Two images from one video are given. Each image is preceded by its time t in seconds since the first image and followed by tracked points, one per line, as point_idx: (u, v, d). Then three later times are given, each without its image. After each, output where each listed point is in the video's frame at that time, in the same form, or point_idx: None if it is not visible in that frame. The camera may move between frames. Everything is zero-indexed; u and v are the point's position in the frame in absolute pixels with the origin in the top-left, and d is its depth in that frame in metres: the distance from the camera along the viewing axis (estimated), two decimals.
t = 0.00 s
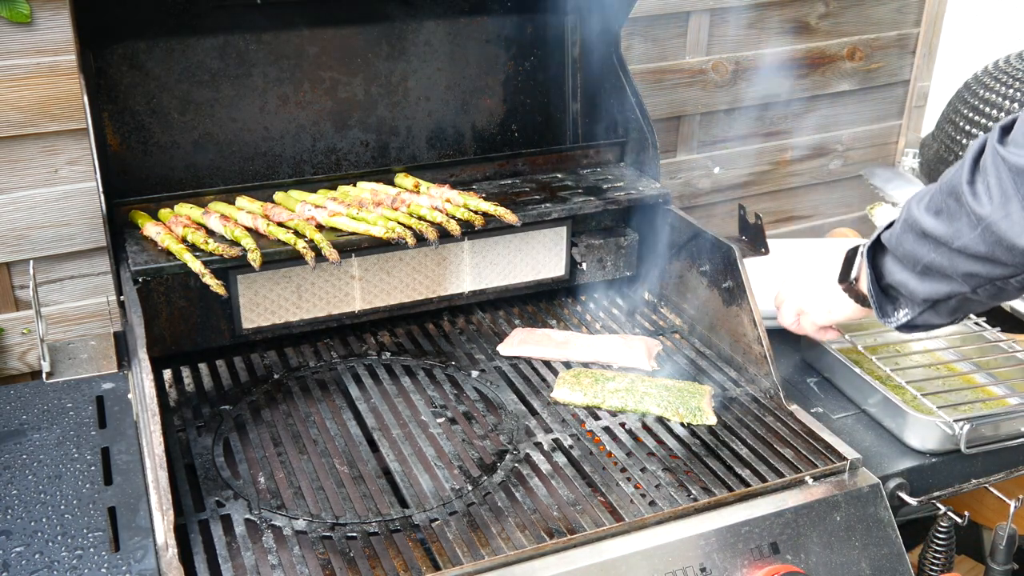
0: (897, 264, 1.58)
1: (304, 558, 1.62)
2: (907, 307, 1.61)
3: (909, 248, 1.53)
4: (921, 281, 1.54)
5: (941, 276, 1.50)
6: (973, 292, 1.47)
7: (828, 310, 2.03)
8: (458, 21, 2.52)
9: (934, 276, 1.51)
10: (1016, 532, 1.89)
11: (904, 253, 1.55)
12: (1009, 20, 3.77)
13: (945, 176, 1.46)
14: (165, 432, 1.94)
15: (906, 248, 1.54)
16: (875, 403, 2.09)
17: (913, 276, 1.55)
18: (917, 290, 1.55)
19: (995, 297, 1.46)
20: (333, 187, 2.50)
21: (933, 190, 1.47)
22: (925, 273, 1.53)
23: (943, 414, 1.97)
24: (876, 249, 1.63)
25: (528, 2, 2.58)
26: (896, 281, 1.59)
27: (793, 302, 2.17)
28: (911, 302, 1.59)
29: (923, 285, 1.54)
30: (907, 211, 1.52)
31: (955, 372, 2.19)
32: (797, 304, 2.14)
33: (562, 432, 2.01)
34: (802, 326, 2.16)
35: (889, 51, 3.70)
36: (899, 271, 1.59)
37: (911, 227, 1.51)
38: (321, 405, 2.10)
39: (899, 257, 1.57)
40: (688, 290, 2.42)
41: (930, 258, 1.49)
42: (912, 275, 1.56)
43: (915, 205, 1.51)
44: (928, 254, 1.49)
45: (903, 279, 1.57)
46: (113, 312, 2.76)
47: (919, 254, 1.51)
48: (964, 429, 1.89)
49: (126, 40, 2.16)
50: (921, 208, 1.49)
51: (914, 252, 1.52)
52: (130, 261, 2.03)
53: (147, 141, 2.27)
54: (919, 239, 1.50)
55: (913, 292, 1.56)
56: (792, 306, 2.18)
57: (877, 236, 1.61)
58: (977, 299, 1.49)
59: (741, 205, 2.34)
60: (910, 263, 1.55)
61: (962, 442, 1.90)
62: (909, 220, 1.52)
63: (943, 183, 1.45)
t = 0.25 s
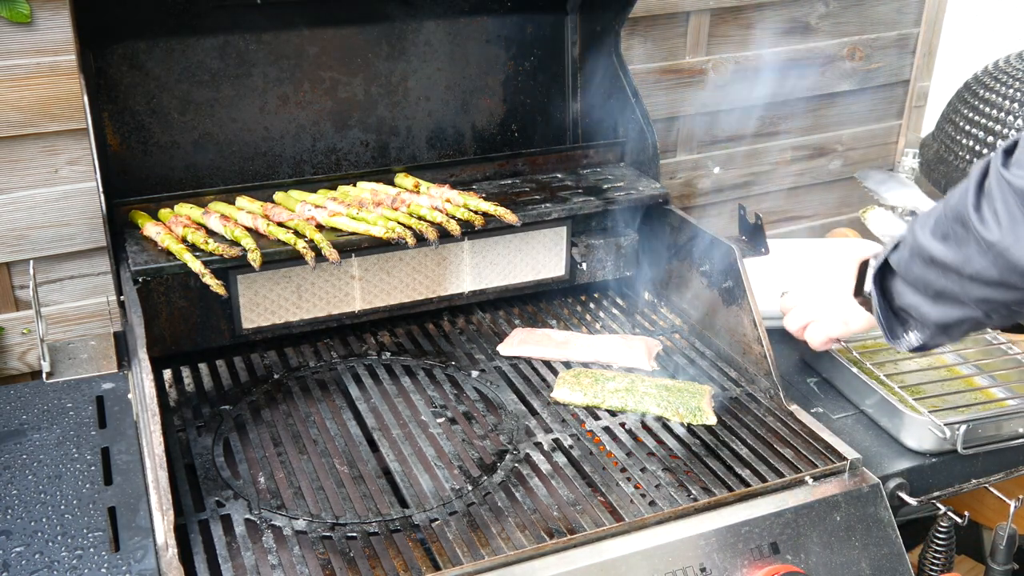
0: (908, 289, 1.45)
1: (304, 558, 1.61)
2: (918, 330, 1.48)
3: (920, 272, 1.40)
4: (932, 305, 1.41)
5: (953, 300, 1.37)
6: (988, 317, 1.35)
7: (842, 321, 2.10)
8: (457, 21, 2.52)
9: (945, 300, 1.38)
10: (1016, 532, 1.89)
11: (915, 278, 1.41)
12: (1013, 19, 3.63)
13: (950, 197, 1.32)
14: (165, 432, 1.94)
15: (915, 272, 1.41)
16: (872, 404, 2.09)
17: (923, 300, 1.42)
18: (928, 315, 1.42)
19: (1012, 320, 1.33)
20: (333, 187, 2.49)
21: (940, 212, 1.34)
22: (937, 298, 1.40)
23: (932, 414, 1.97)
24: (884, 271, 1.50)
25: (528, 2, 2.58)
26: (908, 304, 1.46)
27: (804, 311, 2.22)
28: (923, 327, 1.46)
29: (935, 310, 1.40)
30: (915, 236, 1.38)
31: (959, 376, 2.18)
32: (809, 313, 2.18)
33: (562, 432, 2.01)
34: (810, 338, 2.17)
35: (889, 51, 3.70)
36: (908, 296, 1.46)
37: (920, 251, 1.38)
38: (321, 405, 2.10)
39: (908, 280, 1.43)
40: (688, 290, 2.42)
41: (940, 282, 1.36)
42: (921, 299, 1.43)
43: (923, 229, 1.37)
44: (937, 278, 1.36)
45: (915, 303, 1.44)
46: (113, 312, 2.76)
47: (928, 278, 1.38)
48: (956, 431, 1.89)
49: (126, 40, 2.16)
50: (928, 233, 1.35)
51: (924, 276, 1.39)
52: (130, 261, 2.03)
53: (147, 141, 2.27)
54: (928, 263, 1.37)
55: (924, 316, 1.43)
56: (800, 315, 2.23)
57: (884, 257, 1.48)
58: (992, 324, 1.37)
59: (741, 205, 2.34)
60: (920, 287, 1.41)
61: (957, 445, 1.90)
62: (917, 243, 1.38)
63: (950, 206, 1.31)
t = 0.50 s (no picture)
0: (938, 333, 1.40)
1: (304, 558, 1.62)
2: (952, 372, 1.43)
3: (951, 318, 1.35)
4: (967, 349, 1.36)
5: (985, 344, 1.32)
6: None
7: (869, 353, 1.78)
8: (457, 21, 2.52)
9: (979, 345, 1.33)
10: (1016, 532, 1.89)
11: (948, 324, 1.37)
12: (1013, 19, 3.64)
13: (975, 241, 1.28)
14: (165, 432, 1.94)
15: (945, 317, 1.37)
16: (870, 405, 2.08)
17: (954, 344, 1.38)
18: (965, 360, 1.36)
19: None
20: (333, 187, 2.52)
21: (967, 258, 1.30)
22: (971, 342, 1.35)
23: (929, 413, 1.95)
24: (910, 314, 1.46)
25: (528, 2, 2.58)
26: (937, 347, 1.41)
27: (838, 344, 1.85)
28: (958, 370, 1.41)
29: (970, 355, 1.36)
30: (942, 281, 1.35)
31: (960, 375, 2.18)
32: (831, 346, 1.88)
33: (562, 432, 2.01)
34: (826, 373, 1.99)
35: (889, 51, 3.70)
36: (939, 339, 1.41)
37: (948, 296, 1.34)
38: (321, 405, 2.10)
39: (939, 324, 1.39)
40: (688, 290, 2.42)
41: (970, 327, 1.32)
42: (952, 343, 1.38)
43: (950, 274, 1.33)
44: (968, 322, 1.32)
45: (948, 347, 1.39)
46: (113, 312, 2.76)
47: (961, 322, 1.34)
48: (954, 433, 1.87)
49: (126, 40, 2.16)
50: (957, 279, 1.32)
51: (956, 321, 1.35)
52: (130, 261, 2.03)
53: (147, 141, 2.27)
54: (957, 307, 1.33)
55: (960, 361, 1.38)
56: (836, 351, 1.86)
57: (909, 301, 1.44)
58: None
59: (741, 205, 2.34)
60: (953, 332, 1.36)
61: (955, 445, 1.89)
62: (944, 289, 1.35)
63: (976, 251, 1.27)
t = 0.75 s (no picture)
0: (954, 355, 1.49)
1: (304, 558, 1.61)
2: (969, 392, 1.51)
3: (966, 340, 1.44)
4: (983, 370, 1.46)
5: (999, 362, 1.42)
6: None
7: (884, 369, 1.79)
8: (457, 21, 2.52)
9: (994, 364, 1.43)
10: (1016, 532, 1.89)
11: (963, 345, 1.46)
12: (1013, 19, 3.54)
13: (985, 267, 1.38)
14: (165, 432, 1.94)
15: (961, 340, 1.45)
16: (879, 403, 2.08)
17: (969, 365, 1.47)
18: (981, 380, 1.47)
19: None
20: (333, 187, 2.52)
21: (978, 281, 1.40)
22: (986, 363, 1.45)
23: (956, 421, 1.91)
24: (923, 335, 1.55)
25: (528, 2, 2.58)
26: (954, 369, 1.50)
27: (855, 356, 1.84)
28: (974, 390, 1.50)
29: (986, 375, 1.46)
30: (957, 305, 1.44)
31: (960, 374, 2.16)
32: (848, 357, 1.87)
33: (562, 432, 2.01)
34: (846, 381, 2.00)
35: (889, 51, 3.70)
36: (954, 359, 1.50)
37: (962, 319, 1.43)
38: (321, 405, 2.10)
39: (953, 347, 1.48)
40: (688, 290, 2.42)
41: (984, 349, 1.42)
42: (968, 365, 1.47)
43: (963, 296, 1.43)
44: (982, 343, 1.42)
45: (963, 369, 1.48)
46: (113, 312, 2.76)
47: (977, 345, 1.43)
48: (986, 442, 1.82)
49: (125, 40, 2.16)
50: (972, 302, 1.41)
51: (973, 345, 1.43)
52: (130, 261, 2.03)
53: (147, 141, 2.27)
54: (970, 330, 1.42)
55: (976, 382, 1.47)
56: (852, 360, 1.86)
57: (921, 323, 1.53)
58: None
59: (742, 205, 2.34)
60: (969, 355, 1.45)
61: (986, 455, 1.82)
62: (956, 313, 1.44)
63: (986, 275, 1.38)
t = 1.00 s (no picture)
0: (966, 358, 1.51)
1: (304, 558, 1.61)
2: (982, 395, 1.53)
3: (980, 343, 1.46)
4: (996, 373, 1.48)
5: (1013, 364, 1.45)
6: None
7: (894, 370, 1.81)
8: (457, 21, 2.52)
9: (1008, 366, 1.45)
10: (1016, 532, 1.89)
11: (977, 348, 1.47)
12: (1014, 20, 3.57)
13: (999, 271, 1.41)
14: (165, 432, 1.94)
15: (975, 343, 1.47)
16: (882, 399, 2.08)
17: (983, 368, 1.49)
18: (997, 383, 1.48)
19: None
20: (333, 187, 2.53)
21: (992, 284, 1.43)
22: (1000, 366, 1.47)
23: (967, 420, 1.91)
24: (935, 338, 1.56)
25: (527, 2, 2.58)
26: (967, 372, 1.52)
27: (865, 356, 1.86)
28: (987, 392, 1.52)
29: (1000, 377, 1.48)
30: (971, 308, 1.46)
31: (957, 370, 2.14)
32: (859, 357, 1.89)
33: (562, 432, 2.01)
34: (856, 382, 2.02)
35: (889, 51, 3.70)
36: (967, 363, 1.52)
37: (976, 322, 1.45)
38: (321, 405, 2.10)
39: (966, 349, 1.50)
40: (688, 290, 2.42)
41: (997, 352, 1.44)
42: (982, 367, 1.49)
43: (977, 299, 1.45)
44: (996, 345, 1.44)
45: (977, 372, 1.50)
46: (114, 312, 2.76)
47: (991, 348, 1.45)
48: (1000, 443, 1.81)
49: (125, 40, 2.16)
50: (986, 305, 1.43)
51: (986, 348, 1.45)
52: (130, 261, 2.03)
53: (147, 141, 2.27)
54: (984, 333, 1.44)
55: (991, 384, 1.49)
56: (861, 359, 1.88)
57: (934, 327, 1.54)
58: None
59: (741, 205, 2.34)
60: (983, 358, 1.47)
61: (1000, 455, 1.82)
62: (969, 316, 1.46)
63: (1000, 279, 1.40)
